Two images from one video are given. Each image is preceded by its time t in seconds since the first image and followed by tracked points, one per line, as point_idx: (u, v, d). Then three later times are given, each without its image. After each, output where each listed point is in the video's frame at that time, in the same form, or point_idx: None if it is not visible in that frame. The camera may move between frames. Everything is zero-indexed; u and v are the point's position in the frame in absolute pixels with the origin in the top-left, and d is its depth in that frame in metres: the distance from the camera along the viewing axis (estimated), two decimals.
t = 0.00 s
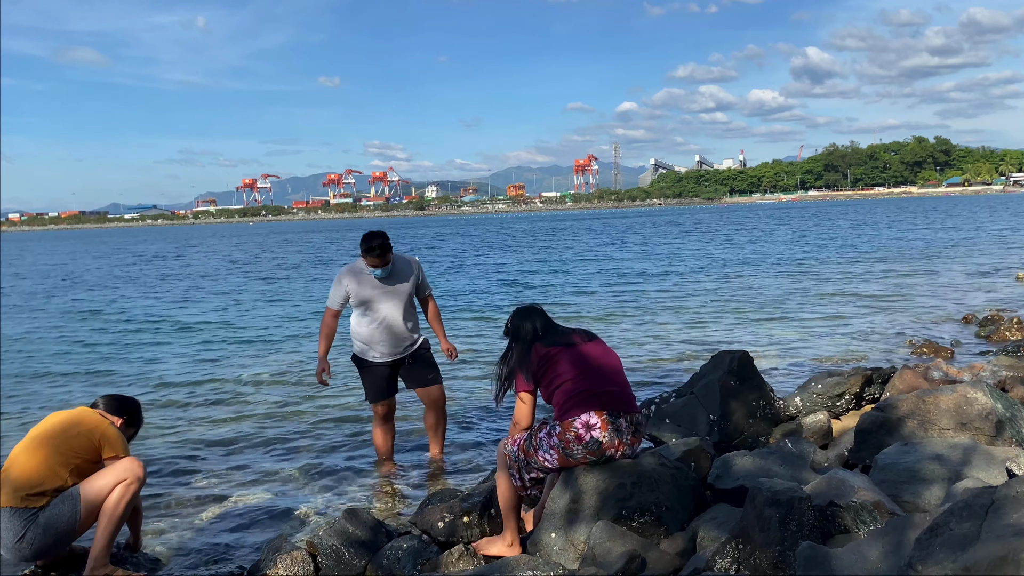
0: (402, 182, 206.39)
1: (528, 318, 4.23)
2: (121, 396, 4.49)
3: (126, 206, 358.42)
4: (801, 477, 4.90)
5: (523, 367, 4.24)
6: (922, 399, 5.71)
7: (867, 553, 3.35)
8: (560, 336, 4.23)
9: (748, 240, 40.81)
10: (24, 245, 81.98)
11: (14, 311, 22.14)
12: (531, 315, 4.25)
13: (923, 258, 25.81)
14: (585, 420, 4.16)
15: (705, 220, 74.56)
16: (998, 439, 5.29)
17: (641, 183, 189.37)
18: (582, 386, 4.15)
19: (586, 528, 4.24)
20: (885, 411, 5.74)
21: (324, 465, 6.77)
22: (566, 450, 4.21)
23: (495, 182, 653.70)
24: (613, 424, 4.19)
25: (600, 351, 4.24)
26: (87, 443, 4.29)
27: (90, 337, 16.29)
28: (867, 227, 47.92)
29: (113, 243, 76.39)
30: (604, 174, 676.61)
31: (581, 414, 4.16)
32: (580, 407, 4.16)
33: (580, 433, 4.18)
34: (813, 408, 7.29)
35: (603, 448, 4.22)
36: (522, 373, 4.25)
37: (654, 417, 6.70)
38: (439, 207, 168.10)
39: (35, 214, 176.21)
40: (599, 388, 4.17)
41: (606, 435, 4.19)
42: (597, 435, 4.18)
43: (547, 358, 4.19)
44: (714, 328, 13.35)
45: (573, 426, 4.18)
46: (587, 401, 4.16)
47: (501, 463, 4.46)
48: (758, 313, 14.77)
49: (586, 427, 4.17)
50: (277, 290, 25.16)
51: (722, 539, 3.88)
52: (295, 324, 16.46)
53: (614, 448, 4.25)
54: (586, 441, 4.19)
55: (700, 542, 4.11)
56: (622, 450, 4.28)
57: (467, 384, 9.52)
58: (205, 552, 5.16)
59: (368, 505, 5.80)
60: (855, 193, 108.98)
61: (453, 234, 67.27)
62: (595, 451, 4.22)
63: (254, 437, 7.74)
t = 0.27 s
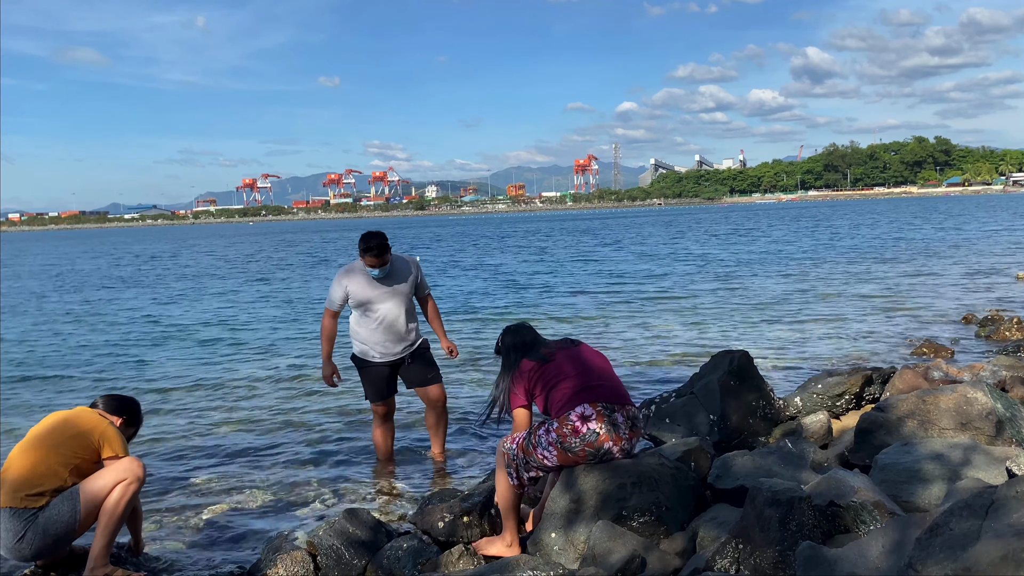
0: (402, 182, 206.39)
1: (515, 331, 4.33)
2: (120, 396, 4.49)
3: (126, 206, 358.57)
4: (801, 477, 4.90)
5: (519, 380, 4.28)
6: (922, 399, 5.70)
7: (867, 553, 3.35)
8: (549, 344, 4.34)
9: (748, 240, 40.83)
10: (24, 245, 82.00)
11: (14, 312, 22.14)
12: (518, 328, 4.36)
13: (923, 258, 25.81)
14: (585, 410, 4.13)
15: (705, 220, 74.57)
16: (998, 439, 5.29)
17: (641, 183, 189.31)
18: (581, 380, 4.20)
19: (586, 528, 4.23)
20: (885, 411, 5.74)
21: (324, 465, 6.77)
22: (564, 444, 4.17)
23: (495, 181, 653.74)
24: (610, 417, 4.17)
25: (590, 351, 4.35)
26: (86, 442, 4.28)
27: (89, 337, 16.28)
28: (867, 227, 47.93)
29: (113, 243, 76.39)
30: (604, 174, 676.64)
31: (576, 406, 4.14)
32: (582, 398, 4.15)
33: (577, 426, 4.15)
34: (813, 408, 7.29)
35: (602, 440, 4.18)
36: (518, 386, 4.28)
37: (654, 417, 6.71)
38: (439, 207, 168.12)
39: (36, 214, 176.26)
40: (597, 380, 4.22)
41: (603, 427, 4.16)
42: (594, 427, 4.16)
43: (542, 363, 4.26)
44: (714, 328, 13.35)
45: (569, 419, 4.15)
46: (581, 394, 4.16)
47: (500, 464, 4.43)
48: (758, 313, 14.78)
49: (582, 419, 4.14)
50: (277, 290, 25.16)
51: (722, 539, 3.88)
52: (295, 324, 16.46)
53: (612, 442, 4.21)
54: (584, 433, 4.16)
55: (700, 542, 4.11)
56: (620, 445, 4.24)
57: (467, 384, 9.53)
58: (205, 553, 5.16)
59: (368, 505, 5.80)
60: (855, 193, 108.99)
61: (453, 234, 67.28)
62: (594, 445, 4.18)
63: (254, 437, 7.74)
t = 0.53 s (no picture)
0: (401, 182, 206.35)
1: (515, 337, 4.44)
2: (121, 396, 4.48)
3: (126, 206, 358.75)
4: (801, 477, 4.90)
5: (519, 385, 4.33)
6: (922, 399, 5.70)
7: (867, 554, 3.34)
8: (548, 350, 4.42)
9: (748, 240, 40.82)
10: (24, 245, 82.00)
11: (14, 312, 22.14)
12: (517, 337, 4.45)
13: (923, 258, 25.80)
14: (584, 404, 4.13)
15: (705, 220, 74.53)
16: (998, 439, 5.29)
17: (641, 183, 189.18)
18: (580, 377, 4.22)
19: (585, 528, 4.23)
20: (885, 410, 5.74)
21: (324, 465, 6.77)
22: (564, 439, 4.14)
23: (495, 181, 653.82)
24: (608, 412, 4.16)
25: (590, 354, 4.39)
26: (86, 443, 4.28)
27: (89, 337, 16.28)
28: (867, 227, 47.91)
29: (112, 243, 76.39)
30: (604, 174, 676.64)
31: (574, 401, 4.14)
32: (581, 394, 4.15)
33: (575, 419, 4.13)
34: (813, 408, 7.29)
35: (601, 435, 4.16)
36: (519, 390, 4.33)
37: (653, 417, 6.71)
38: (439, 207, 168.08)
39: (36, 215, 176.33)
40: (597, 378, 4.24)
41: (601, 422, 4.15)
42: (592, 422, 4.14)
43: (541, 365, 4.32)
44: (714, 328, 13.35)
45: (568, 413, 4.13)
46: (580, 390, 4.17)
47: (500, 464, 4.40)
48: (758, 313, 14.77)
49: (580, 412, 4.13)
50: (277, 290, 25.17)
51: (722, 539, 3.89)
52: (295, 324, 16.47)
53: (611, 438, 4.19)
54: (583, 428, 4.14)
55: (700, 542, 4.12)
56: (620, 441, 4.22)
57: (467, 383, 9.52)
58: (205, 553, 5.16)
59: (368, 505, 5.80)
60: (855, 193, 108.98)
61: (453, 234, 67.26)
62: (592, 441, 4.16)
63: (254, 436, 7.75)
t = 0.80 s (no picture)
0: (401, 181, 206.30)
1: (517, 340, 4.47)
2: (124, 395, 4.49)
3: (126, 206, 358.77)
4: (801, 477, 4.90)
5: (521, 386, 4.35)
6: (922, 399, 5.71)
7: (867, 554, 3.35)
8: (550, 353, 4.43)
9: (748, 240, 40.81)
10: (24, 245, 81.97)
11: (14, 312, 22.13)
12: (518, 340, 4.48)
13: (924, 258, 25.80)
14: (583, 402, 4.13)
15: (704, 220, 74.50)
16: (998, 439, 5.29)
17: (642, 183, 189.14)
18: (580, 377, 4.23)
19: (586, 527, 4.24)
20: (885, 411, 5.75)
21: (324, 465, 6.77)
22: (564, 438, 4.14)
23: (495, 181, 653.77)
24: (608, 412, 4.16)
25: (592, 355, 4.40)
26: (84, 441, 4.29)
27: (89, 338, 16.27)
28: (867, 227, 47.90)
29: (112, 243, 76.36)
30: (604, 174, 676.63)
31: (575, 401, 4.14)
32: (581, 393, 4.15)
33: (575, 419, 4.13)
34: (813, 409, 7.29)
35: (601, 435, 4.17)
36: (520, 392, 4.35)
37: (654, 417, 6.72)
38: (439, 207, 168.06)
39: (36, 215, 176.33)
40: (597, 378, 4.25)
41: (600, 421, 4.15)
42: (592, 421, 4.15)
43: (542, 367, 4.34)
44: (714, 328, 13.34)
45: (568, 412, 4.13)
46: (580, 389, 4.17)
47: (500, 464, 4.40)
48: (758, 313, 14.78)
49: (580, 412, 4.13)
50: (277, 290, 25.15)
51: (722, 539, 3.89)
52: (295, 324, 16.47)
53: (611, 438, 4.19)
54: (582, 426, 4.14)
55: (700, 542, 4.12)
56: (620, 441, 4.22)
57: (467, 384, 9.52)
58: (206, 553, 5.16)
59: (368, 505, 5.80)
60: (855, 193, 108.96)
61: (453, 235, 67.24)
62: (592, 440, 4.17)
63: (254, 436, 7.75)
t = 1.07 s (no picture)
0: (401, 181, 206.28)
1: (516, 341, 4.46)
2: (136, 397, 4.46)
3: (126, 206, 358.91)
4: (801, 477, 4.90)
5: (522, 387, 4.35)
6: (922, 399, 5.71)
7: (867, 553, 3.35)
8: (550, 353, 4.42)
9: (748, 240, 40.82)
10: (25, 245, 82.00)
11: (15, 313, 22.13)
12: (517, 341, 4.48)
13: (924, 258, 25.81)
14: (584, 402, 4.13)
15: (704, 220, 74.48)
16: (998, 439, 5.29)
17: (641, 183, 188.94)
18: (580, 377, 4.23)
19: (585, 528, 4.24)
20: (884, 410, 5.75)
21: (324, 465, 6.77)
22: (564, 438, 4.13)
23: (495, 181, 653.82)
24: (608, 412, 4.16)
25: (592, 355, 4.40)
26: (76, 437, 4.28)
27: (90, 338, 16.27)
28: (867, 227, 47.92)
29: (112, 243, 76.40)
30: (604, 174, 676.65)
31: (575, 400, 4.14)
32: (582, 393, 4.15)
33: (575, 419, 4.13)
34: (813, 408, 7.30)
35: (601, 435, 4.16)
36: (521, 393, 4.35)
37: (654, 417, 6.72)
38: (439, 207, 168.07)
39: (36, 215, 176.46)
40: (597, 378, 4.24)
41: (600, 421, 4.15)
42: (592, 421, 4.14)
43: (542, 368, 4.34)
44: (714, 327, 13.35)
45: (568, 412, 4.13)
46: (580, 388, 4.17)
47: (500, 464, 4.40)
48: (758, 313, 14.79)
49: (580, 412, 4.13)
50: (277, 290, 25.16)
51: (722, 539, 3.89)
52: (295, 324, 16.48)
53: (611, 438, 4.19)
54: (582, 427, 4.14)
55: (700, 542, 4.12)
56: (619, 441, 4.22)
57: (467, 384, 9.53)
58: (205, 553, 5.16)
59: (368, 505, 5.80)
60: (855, 193, 108.97)
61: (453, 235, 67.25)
62: (592, 440, 4.17)
63: (254, 436, 7.76)
